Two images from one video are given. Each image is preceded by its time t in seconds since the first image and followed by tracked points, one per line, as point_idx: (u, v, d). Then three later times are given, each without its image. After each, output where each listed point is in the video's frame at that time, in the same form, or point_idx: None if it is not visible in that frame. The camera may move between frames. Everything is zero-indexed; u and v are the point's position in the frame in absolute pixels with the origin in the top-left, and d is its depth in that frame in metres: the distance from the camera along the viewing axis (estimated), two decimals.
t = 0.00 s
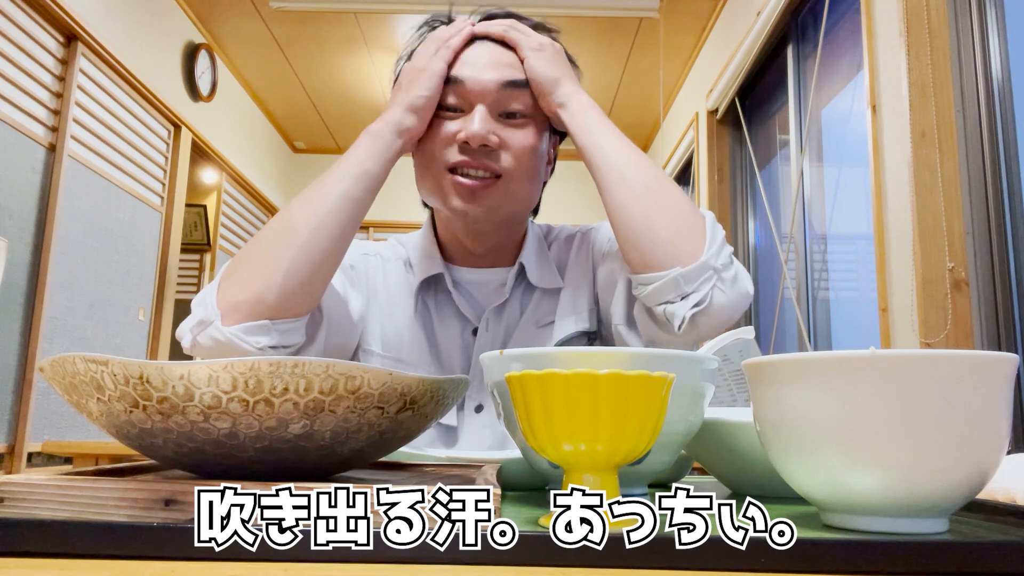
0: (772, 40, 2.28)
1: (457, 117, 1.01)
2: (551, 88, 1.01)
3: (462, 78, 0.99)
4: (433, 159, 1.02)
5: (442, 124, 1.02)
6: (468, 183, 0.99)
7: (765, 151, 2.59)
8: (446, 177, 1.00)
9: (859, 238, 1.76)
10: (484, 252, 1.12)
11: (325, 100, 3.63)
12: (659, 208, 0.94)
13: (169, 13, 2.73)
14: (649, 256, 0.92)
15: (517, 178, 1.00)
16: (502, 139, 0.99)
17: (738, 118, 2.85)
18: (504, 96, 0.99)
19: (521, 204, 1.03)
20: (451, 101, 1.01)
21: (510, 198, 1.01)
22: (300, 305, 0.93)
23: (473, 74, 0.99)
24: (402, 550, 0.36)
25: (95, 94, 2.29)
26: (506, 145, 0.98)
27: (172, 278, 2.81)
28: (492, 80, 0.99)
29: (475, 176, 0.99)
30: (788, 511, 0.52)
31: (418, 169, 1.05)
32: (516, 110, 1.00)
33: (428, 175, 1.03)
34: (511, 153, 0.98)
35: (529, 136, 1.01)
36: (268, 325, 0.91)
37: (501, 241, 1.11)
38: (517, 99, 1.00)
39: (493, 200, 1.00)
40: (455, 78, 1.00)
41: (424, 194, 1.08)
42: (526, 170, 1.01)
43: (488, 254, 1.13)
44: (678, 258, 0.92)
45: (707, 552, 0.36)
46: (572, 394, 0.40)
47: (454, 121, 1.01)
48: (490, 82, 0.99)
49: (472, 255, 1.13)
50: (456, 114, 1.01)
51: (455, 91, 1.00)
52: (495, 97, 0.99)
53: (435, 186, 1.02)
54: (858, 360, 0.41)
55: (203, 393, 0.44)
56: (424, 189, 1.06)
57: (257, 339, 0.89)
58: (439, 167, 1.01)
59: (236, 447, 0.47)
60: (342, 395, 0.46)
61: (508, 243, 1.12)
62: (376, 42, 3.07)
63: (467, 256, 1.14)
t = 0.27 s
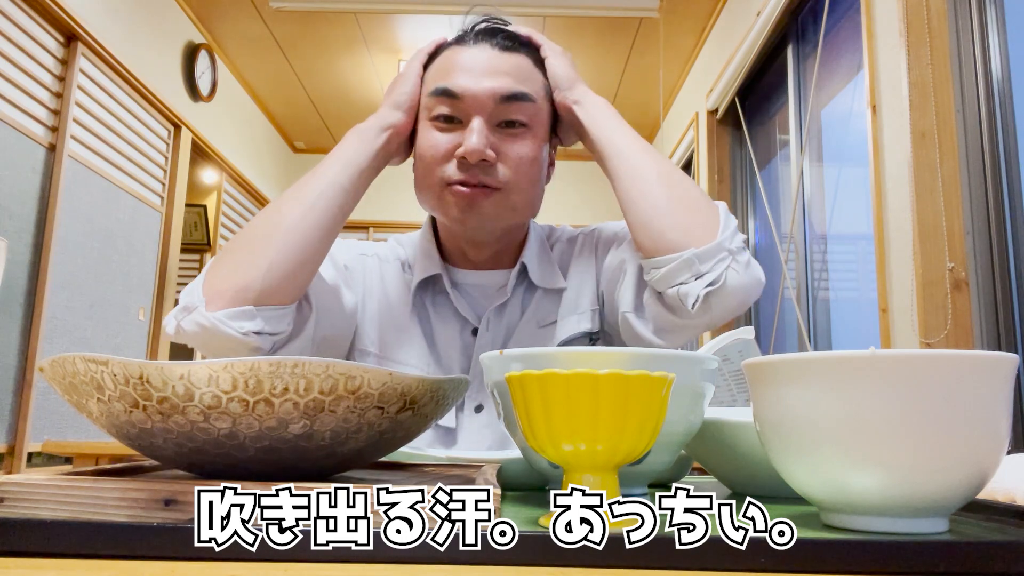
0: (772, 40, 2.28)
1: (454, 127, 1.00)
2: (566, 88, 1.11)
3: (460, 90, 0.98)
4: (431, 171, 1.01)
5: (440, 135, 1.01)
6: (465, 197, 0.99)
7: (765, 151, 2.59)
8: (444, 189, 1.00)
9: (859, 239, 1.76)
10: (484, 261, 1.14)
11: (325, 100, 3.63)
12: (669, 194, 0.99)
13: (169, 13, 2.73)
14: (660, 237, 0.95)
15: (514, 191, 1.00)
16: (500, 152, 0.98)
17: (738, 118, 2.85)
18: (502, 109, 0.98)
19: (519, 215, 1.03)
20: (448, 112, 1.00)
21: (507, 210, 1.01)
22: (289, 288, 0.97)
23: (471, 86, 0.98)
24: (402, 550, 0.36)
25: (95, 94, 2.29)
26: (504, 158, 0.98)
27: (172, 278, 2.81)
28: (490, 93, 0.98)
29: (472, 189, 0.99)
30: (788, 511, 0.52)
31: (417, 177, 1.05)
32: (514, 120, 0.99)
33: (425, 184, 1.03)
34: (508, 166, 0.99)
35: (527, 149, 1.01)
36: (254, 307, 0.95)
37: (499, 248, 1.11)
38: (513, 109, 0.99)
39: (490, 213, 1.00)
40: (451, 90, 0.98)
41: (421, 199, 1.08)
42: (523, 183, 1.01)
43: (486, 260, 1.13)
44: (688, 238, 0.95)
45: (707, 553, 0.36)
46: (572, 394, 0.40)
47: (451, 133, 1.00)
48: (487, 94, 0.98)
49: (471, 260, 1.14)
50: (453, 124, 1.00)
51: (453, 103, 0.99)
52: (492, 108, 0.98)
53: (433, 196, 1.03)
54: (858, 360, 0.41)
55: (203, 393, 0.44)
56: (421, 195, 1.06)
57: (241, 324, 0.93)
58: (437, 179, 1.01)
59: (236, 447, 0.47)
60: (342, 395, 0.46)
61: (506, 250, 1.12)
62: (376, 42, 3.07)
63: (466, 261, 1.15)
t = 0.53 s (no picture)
0: (772, 40, 2.28)
1: (456, 110, 1.03)
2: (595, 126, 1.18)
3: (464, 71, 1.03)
4: (436, 153, 1.03)
5: (442, 117, 1.03)
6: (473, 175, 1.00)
7: (765, 151, 2.59)
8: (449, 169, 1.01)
9: (859, 239, 1.76)
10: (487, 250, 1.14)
11: (325, 100, 3.63)
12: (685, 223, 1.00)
13: (169, 13, 2.73)
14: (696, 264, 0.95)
15: (520, 171, 1.02)
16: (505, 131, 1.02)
17: (738, 118, 2.85)
18: (504, 90, 1.04)
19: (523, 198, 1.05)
20: (452, 95, 1.04)
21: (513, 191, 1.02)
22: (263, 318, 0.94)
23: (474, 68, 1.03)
24: (402, 550, 0.36)
25: (95, 94, 2.29)
26: (507, 136, 1.01)
27: (172, 278, 2.81)
28: (493, 75, 1.03)
29: (478, 167, 1.00)
30: (788, 511, 0.52)
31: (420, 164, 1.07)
32: (516, 101, 1.04)
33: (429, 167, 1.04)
34: (513, 144, 1.01)
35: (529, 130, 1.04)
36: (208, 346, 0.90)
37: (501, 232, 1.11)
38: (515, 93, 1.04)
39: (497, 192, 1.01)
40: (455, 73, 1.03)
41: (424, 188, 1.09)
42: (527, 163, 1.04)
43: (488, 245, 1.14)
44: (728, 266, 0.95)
45: (707, 552, 0.36)
46: (572, 394, 0.40)
47: (453, 114, 1.03)
48: (490, 76, 1.03)
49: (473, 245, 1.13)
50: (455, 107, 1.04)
51: (456, 85, 1.03)
52: (495, 90, 1.03)
53: (437, 178, 1.04)
54: (858, 360, 0.41)
55: (203, 393, 0.44)
56: (424, 182, 1.08)
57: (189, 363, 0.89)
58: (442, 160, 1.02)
59: (236, 447, 0.47)
60: (342, 394, 0.46)
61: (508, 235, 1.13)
62: (376, 42, 3.07)
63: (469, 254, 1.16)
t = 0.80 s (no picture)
0: (772, 40, 2.28)
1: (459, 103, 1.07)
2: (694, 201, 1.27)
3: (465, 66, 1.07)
4: (440, 144, 1.05)
5: (447, 109, 1.07)
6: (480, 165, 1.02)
7: (765, 151, 2.59)
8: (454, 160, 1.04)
9: (859, 239, 1.76)
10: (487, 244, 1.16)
11: (325, 100, 3.63)
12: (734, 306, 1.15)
13: (169, 13, 2.73)
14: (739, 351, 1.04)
15: (524, 160, 1.05)
16: (508, 121, 1.05)
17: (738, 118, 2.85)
18: (505, 82, 1.07)
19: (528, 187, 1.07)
20: (455, 87, 1.07)
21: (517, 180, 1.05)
22: (251, 340, 0.85)
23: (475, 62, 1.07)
24: (403, 550, 0.36)
25: (95, 94, 2.29)
26: (511, 126, 1.04)
27: (172, 278, 2.81)
28: (494, 67, 1.07)
29: (484, 155, 1.02)
30: (789, 511, 0.52)
31: (424, 158, 1.09)
32: (517, 93, 1.07)
33: (433, 159, 1.07)
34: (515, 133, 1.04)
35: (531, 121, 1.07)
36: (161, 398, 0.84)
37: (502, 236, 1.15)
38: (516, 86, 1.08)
39: (503, 180, 1.03)
40: (457, 67, 1.07)
41: (427, 182, 1.11)
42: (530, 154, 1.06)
43: (490, 248, 1.17)
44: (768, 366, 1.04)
45: (706, 553, 0.36)
46: (572, 394, 0.40)
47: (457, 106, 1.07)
48: (492, 68, 1.07)
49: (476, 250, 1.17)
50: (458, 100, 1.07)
51: (459, 78, 1.07)
52: (497, 82, 1.07)
53: (441, 169, 1.06)
54: (858, 360, 0.41)
55: (203, 393, 0.44)
56: (428, 176, 1.09)
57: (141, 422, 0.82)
58: (447, 151, 1.04)
59: (236, 447, 0.47)
60: (342, 395, 0.46)
61: (509, 235, 1.16)
62: (376, 42, 3.07)
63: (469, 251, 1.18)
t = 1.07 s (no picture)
0: (772, 40, 2.28)
1: (466, 95, 1.09)
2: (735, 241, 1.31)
3: (472, 59, 1.10)
4: (448, 134, 1.07)
5: (454, 101, 1.09)
6: (488, 154, 1.04)
7: (765, 151, 2.59)
8: (462, 149, 1.05)
9: (859, 239, 1.76)
10: (491, 241, 1.15)
11: (325, 100, 3.63)
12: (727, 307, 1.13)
13: (169, 12, 2.73)
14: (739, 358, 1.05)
15: (531, 149, 1.06)
16: (515, 112, 1.07)
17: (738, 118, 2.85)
18: (511, 75, 1.09)
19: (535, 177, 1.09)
20: (462, 80, 1.10)
21: (525, 170, 1.06)
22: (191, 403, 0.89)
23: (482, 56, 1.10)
24: (403, 550, 0.36)
25: (95, 94, 2.29)
26: (518, 118, 1.06)
27: (172, 278, 2.81)
28: (501, 60, 1.09)
29: (493, 146, 1.04)
30: (788, 511, 0.52)
31: (430, 150, 1.11)
32: (524, 87, 1.09)
33: (441, 150, 1.08)
34: (523, 124, 1.06)
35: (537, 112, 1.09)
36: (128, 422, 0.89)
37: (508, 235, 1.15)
38: (523, 81, 1.10)
39: (512, 170, 1.05)
40: (464, 60, 1.10)
41: (434, 174, 1.12)
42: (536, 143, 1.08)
43: (495, 247, 1.17)
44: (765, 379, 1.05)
45: (707, 552, 0.36)
46: (572, 394, 0.40)
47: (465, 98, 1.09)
48: (499, 62, 1.09)
49: (481, 250, 1.17)
50: (466, 91, 1.10)
51: (466, 71, 1.10)
52: (504, 75, 1.09)
53: (448, 160, 1.07)
54: (859, 360, 0.41)
55: (203, 393, 0.44)
56: (435, 168, 1.11)
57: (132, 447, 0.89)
58: (455, 141, 1.06)
59: (236, 447, 0.47)
60: (342, 394, 0.46)
61: (516, 232, 1.16)
62: (376, 42, 3.07)
63: (473, 250, 1.18)
